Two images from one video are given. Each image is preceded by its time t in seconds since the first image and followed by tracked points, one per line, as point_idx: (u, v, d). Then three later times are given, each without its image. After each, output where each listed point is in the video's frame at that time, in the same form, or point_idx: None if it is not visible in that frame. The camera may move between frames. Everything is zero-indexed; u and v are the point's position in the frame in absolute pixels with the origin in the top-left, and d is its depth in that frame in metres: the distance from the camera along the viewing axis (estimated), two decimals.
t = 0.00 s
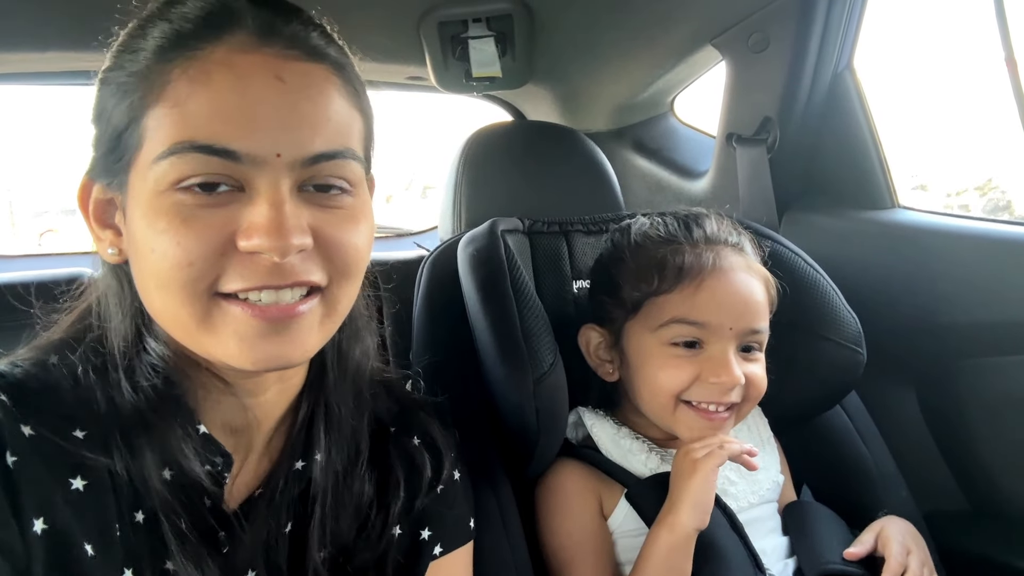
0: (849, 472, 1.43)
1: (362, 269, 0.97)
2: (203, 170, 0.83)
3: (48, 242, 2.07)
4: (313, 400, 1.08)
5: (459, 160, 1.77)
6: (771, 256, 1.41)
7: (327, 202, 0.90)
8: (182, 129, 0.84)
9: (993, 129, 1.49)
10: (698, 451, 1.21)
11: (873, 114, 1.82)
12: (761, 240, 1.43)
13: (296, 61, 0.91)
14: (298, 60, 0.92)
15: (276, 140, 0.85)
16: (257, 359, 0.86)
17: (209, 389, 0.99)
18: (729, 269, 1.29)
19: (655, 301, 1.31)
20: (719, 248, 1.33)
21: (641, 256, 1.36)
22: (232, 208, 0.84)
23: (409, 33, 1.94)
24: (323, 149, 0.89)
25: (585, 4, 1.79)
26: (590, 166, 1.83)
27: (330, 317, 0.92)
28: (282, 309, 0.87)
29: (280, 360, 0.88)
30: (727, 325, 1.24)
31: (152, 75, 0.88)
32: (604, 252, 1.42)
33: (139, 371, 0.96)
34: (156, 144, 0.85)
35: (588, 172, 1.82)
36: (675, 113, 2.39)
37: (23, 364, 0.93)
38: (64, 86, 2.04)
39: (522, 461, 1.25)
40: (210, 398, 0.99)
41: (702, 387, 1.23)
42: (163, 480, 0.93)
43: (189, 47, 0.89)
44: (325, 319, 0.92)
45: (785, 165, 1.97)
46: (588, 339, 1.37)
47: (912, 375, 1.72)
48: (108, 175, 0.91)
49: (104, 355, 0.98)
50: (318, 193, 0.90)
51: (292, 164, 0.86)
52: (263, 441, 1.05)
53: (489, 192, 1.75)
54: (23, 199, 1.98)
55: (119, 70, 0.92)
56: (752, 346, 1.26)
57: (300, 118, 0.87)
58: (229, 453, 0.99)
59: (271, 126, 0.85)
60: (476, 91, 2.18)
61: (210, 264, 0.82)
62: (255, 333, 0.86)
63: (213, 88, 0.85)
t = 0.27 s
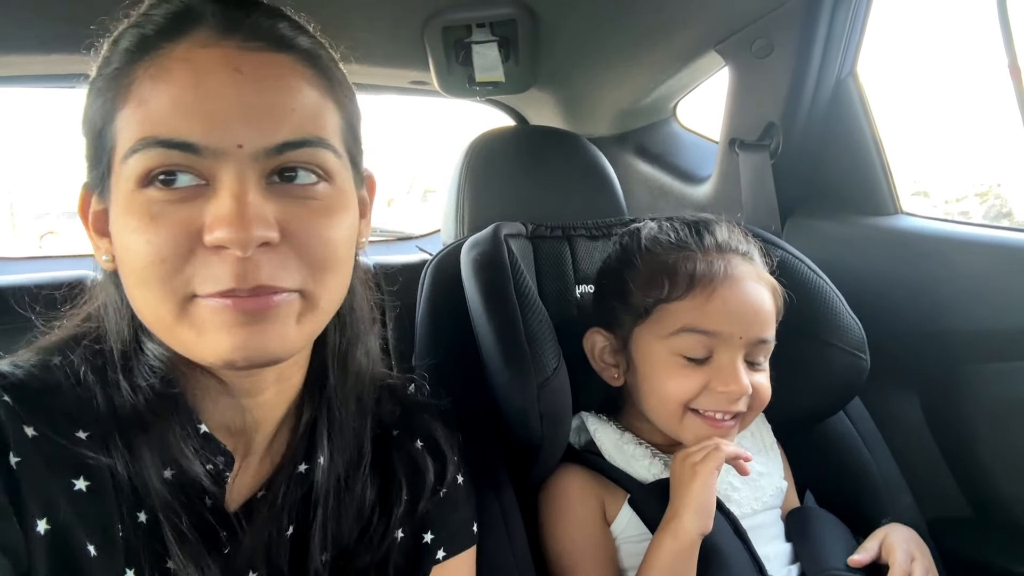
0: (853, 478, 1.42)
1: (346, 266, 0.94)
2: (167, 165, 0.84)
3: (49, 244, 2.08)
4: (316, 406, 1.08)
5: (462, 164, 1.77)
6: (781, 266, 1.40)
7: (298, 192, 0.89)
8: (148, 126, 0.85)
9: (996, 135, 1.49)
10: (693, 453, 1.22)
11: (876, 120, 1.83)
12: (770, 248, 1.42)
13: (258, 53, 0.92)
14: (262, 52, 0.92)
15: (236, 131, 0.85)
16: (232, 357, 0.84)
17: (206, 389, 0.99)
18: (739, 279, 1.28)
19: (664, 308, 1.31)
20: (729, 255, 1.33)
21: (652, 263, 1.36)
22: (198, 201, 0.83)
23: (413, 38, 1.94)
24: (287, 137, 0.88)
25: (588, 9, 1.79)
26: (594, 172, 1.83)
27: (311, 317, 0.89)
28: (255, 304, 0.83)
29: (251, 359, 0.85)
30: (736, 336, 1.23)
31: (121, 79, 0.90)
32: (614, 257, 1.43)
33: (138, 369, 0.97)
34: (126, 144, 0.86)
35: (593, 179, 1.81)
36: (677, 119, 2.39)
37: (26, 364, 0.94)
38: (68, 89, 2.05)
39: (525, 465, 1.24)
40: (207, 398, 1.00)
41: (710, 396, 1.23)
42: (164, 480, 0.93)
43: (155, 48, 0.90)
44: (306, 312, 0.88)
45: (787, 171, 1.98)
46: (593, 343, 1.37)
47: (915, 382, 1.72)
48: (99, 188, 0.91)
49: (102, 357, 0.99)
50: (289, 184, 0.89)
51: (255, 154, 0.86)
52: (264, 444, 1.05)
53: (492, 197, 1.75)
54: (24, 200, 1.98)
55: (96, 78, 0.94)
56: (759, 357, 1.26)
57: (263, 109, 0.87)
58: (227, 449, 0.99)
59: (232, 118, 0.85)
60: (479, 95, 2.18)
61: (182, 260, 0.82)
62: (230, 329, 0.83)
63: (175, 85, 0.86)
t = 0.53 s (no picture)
0: (857, 483, 1.42)
1: (263, 291, 0.83)
2: (78, 173, 0.81)
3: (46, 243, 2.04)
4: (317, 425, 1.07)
5: (464, 166, 1.76)
6: (789, 273, 1.39)
7: (196, 201, 0.80)
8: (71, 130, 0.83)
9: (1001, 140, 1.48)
10: (695, 459, 1.21)
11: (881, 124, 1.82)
12: (781, 255, 1.42)
13: (163, 50, 0.83)
14: (169, 52, 0.82)
15: (119, 139, 0.79)
16: (125, 374, 0.79)
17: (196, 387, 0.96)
18: (747, 283, 1.28)
19: (670, 312, 1.30)
20: (737, 261, 1.32)
21: (660, 267, 1.35)
22: (89, 211, 0.79)
23: (414, 38, 1.93)
24: (175, 143, 0.79)
25: (592, 9, 1.78)
26: (597, 174, 1.82)
27: (201, 343, 0.80)
28: (134, 321, 0.77)
29: (130, 377, 0.79)
30: (742, 340, 1.23)
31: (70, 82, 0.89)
32: (620, 260, 1.41)
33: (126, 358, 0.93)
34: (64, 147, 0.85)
35: (596, 181, 1.80)
36: (679, 120, 2.38)
37: (24, 366, 0.92)
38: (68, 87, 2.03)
39: (527, 471, 1.23)
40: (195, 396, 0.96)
41: (715, 402, 1.22)
42: (160, 480, 0.92)
43: (88, 50, 0.87)
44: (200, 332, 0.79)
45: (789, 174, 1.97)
46: (597, 346, 1.37)
47: (917, 387, 1.71)
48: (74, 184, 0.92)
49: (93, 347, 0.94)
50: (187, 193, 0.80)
51: (138, 162, 0.78)
52: (259, 450, 1.04)
53: (494, 199, 1.74)
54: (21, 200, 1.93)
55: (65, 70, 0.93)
56: (765, 363, 1.26)
57: (156, 113, 0.79)
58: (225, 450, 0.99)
59: (118, 125, 0.79)
60: (480, 96, 2.17)
61: (72, 272, 0.79)
62: (111, 344, 0.78)
63: (91, 90, 0.82)
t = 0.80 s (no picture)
0: (859, 491, 1.42)
1: (222, 305, 0.81)
2: (47, 181, 0.82)
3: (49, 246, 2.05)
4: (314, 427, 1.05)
5: (466, 170, 1.76)
6: (786, 276, 1.40)
7: (145, 216, 0.78)
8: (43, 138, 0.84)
9: (1002, 147, 1.48)
10: (699, 468, 1.20)
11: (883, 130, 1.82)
12: (778, 259, 1.42)
13: (127, 61, 0.82)
14: (126, 62, 0.82)
15: (75, 150, 0.78)
16: (85, 388, 0.80)
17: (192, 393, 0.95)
18: (745, 288, 1.28)
19: (669, 317, 1.30)
20: (734, 265, 1.32)
21: (659, 272, 1.34)
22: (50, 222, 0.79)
23: (417, 42, 1.93)
24: (123, 158, 0.78)
25: (594, 15, 1.79)
26: (598, 179, 1.82)
27: (153, 357, 0.79)
28: (88, 335, 0.77)
29: (89, 389, 0.79)
30: (741, 345, 1.23)
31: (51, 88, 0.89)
32: (618, 264, 1.41)
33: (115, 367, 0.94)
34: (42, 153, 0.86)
35: (597, 186, 1.80)
36: (681, 126, 2.38)
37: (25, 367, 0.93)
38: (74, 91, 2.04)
39: (528, 476, 1.23)
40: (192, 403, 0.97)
41: (715, 407, 1.22)
42: (156, 484, 0.90)
43: (65, 61, 0.88)
44: (150, 350, 0.79)
45: (791, 181, 1.97)
46: (597, 352, 1.36)
47: (919, 394, 1.71)
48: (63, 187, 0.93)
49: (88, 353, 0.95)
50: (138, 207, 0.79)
51: (90, 175, 0.78)
52: (254, 455, 1.04)
53: (496, 204, 1.74)
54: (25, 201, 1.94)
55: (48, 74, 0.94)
56: (764, 367, 1.25)
57: (109, 125, 0.78)
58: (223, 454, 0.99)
59: (75, 137, 0.79)
60: (483, 101, 2.17)
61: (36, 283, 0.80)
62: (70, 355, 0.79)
63: (58, 99, 0.82)
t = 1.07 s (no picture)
0: (862, 496, 1.41)
1: (226, 306, 0.81)
2: (47, 182, 0.82)
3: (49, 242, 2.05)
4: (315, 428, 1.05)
5: (469, 171, 1.76)
6: (797, 282, 1.39)
7: (149, 216, 0.78)
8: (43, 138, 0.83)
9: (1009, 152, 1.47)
10: (701, 476, 1.20)
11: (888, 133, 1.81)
12: (787, 265, 1.41)
13: (128, 60, 0.81)
14: (127, 62, 0.81)
15: (76, 150, 0.78)
16: (90, 392, 0.79)
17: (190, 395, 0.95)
18: (755, 293, 1.27)
19: (675, 321, 1.29)
20: (744, 270, 1.31)
21: (665, 274, 1.33)
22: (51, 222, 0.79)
23: (421, 42, 1.93)
24: (127, 158, 0.77)
25: (599, 16, 1.78)
26: (601, 180, 1.81)
27: (160, 360, 0.79)
28: (95, 338, 0.77)
29: (97, 394, 0.79)
30: (749, 352, 1.22)
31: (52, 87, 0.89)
32: (626, 267, 1.40)
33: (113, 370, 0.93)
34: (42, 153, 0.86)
35: (599, 187, 1.79)
36: (685, 127, 2.38)
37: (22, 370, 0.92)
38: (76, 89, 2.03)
39: (529, 480, 1.22)
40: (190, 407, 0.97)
41: (720, 414, 1.21)
42: (154, 487, 0.90)
43: (65, 60, 0.87)
44: (157, 351, 0.78)
45: (796, 183, 1.95)
46: (603, 354, 1.37)
47: (923, 399, 1.70)
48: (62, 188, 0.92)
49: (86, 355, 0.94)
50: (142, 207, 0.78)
51: (93, 175, 0.77)
52: (253, 457, 1.03)
53: (498, 205, 1.73)
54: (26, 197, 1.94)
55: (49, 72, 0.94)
56: (771, 374, 1.24)
57: (110, 124, 0.78)
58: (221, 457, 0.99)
59: (76, 136, 0.78)
60: (486, 101, 2.16)
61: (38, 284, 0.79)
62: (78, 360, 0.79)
63: (58, 99, 0.82)
